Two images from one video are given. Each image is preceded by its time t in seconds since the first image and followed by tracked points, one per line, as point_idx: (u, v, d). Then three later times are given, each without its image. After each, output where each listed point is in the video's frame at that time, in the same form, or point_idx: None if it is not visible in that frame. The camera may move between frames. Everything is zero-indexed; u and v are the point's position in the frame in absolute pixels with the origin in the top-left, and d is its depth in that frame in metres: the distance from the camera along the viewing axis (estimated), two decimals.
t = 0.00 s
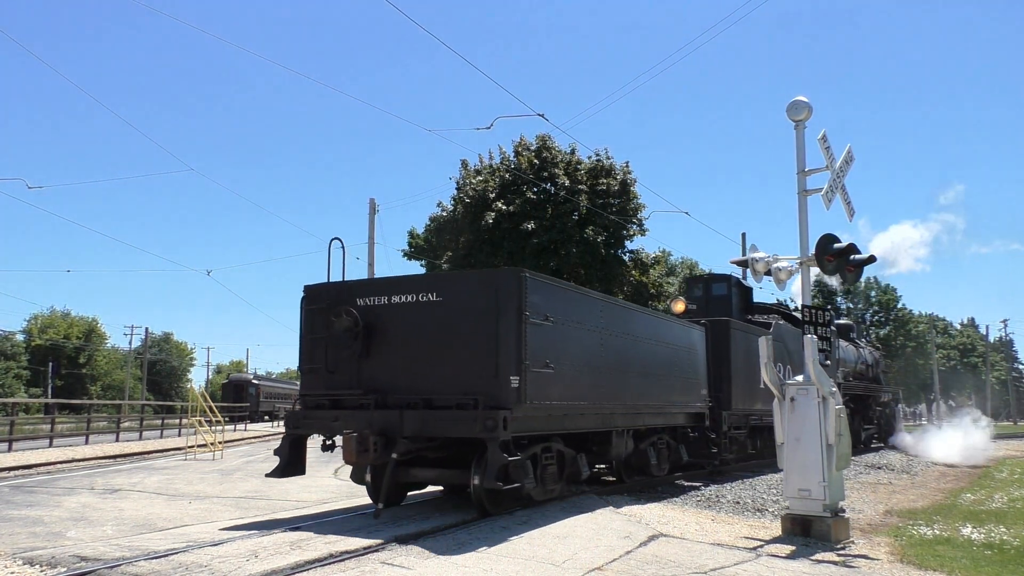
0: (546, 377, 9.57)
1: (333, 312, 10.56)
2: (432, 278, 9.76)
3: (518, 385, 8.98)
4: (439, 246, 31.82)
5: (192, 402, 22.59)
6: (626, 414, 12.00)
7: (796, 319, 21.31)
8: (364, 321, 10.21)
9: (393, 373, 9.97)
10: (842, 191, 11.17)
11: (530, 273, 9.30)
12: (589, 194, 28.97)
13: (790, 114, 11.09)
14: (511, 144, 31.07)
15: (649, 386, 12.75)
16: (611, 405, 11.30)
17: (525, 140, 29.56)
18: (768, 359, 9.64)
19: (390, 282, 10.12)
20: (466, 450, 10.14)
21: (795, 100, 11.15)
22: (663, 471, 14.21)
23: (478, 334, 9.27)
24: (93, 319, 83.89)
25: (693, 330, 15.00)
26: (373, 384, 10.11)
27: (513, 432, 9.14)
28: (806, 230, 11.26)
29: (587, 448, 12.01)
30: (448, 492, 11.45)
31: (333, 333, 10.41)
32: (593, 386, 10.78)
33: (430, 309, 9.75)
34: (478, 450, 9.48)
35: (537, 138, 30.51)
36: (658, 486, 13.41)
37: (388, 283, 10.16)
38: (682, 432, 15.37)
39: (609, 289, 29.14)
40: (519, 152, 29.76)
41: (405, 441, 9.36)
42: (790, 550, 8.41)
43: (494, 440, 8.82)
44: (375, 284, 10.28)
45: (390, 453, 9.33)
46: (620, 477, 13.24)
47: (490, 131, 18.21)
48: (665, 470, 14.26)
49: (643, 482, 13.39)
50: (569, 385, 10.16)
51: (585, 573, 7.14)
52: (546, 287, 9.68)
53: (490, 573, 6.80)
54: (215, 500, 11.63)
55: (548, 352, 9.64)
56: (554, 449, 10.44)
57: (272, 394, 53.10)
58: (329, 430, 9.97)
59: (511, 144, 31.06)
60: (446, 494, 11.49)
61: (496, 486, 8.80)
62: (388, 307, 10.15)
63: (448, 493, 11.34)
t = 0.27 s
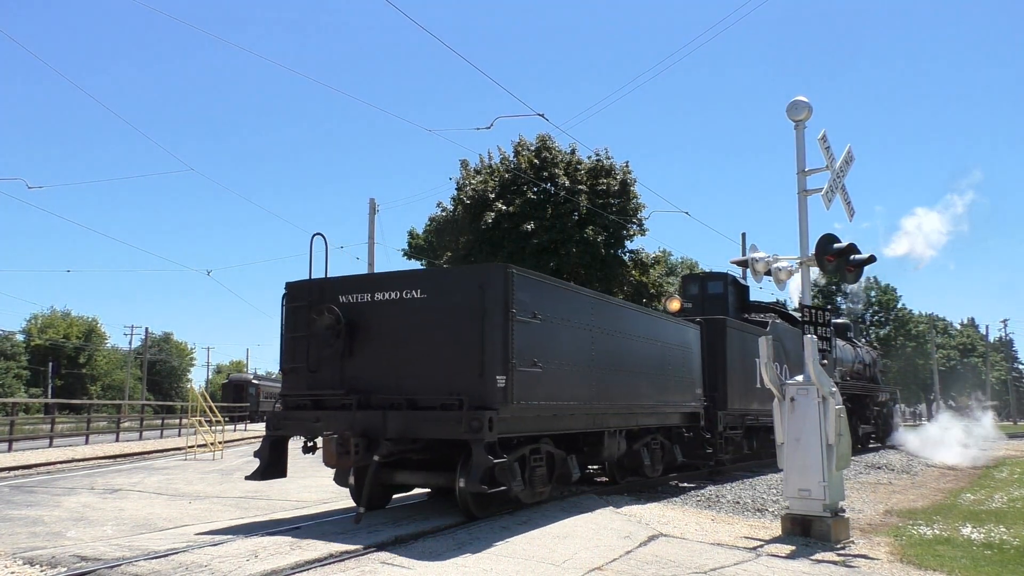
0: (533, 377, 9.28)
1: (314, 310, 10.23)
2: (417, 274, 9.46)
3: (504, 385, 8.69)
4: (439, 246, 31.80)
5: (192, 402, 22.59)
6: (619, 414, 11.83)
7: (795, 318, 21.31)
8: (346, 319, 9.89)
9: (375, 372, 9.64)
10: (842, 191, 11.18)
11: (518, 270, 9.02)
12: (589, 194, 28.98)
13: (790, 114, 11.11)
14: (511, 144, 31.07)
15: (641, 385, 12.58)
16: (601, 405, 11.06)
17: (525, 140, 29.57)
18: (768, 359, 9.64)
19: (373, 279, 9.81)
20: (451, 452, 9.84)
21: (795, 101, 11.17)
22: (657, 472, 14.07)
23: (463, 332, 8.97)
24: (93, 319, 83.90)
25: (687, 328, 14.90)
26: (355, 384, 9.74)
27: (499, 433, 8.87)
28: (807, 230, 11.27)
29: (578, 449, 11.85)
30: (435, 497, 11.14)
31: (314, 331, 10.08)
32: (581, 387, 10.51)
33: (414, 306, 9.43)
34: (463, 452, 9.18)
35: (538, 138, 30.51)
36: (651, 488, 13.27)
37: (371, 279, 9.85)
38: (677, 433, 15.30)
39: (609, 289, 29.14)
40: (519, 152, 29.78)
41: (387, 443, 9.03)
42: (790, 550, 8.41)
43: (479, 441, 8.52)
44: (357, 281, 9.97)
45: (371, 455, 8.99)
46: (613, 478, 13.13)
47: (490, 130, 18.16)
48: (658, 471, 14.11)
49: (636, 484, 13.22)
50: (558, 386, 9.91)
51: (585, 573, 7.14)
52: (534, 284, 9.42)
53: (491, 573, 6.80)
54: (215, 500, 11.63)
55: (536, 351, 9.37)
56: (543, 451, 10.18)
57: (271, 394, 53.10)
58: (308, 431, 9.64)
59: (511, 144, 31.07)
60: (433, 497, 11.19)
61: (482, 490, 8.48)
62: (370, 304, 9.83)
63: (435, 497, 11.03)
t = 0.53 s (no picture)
0: (520, 376, 9.06)
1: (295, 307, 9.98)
2: (399, 271, 9.21)
3: (490, 384, 8.42)
4: (439, 246, 31.77)
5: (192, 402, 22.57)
6: (610, 415, 11.74)
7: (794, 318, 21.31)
8: (328, 317, 9.65)
9: (359, 372, 9.40)
10: (842, 191, 11.18)
11: (503, 266, 8.77)
12: (589, 194, 28.98)
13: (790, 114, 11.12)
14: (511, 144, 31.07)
15: (634, 385, 12.50)
16: (592, 404, 10.88)
17: (525, 140, 29.56)
18: (768, 359, 9.66)
19: (355, 276, 9.56)
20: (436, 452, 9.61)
21: (795, 100, 11.17)
22: (650, 473, 13.97)
23: (447, 330, 8.72)
24: (93, 319, 83.87)
25: (681, 326, 14.84)
26: (338, 384, 9.50)
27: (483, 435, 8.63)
28: (807, 230, 11.27)
29: (570, 450, 11.72)
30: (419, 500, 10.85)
31: (295, 329, 9.83)
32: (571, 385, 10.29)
33: (397, 304, 9.19)
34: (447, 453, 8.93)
35: (537, 138, 30.51)
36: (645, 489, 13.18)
37: (354, 276, 9.61)
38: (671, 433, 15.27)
39: (609, 289, 29.12)
40: (519, 152, 29.78)
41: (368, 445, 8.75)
42: (790, 550, 8.41)
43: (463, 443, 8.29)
44: (340, 278, 9.72)
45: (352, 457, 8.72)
46: (606, 478, 13.07)
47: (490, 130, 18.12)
48: (651, 471, 14.01)
49: (629, 485, 13.11)
50: (547, 384, 9.68)
51: (585, 573, 7.13)
52: (521, 280, 9.17)
53: (491, 574, 6.80)
54: (214, 500, 11.62)
55: (523, 349, 9.12)
56: (531, 452, 9.96)
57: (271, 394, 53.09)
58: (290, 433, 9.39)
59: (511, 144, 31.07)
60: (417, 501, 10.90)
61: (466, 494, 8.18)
62: (353, 302, 9.58)
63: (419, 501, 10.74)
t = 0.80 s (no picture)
0: (507, 376, 8.85)
1: (272, 305, 9.67)
2: (382, 267, 8.93)
3: (474, 385, 8.22)
4: (439, 246, 31.76)
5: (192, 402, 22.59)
6: (601, 415, 11.68)
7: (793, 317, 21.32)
8: (307, 315, 9.35)
9: (339, 371, 9.09)
10: (842, 191, 11.19)
11: (489, 262, 8.55)
12: (589, 194, 28.98)
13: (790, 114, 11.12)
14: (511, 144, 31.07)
15: (627, 385, 12.44)
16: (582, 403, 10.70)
17: (525, 140, 29.57)
18: (768, 359, 9.67)
19: (334, 272, 9.27)
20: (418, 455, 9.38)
21: (795, 101, 11.18)
22: (644, 474, 13.96)
23: (429, 328, 8.46)
24: (93, 319, 83.91)
25: (675, 324, 14.77)
26: (317, 384, 9.22)
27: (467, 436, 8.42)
28: (806, 230, 11.28)
29: (560, 450, 11.63)
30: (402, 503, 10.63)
31: (272, 328, 9.52)
32: (559, 384, 10.08)
33: (379, 301, 8.90)
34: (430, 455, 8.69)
35: (538, 138, 30.52)
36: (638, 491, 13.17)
37: (333, 272, 9.31)
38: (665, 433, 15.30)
39: (609, 289, 29.12)
40: (519, 152, 29.79)
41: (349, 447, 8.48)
42: (790, 550, 8.41)
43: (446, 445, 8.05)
44: (319, 274, 9.41)
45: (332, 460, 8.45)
46: (598, 480, 13.03)
47: (490, 130, 18.11)
48: (645, 472, 13.99)
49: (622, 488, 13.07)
50: (534, 384, 9.47)
51: (585, 573, 7.14)
52: (507, 277, 8.98)
53: (491, 574, 6.81)
54: (214, 500, 11.63)
55: (508, 347, 8.90)
56: (519, 454, 9.78)
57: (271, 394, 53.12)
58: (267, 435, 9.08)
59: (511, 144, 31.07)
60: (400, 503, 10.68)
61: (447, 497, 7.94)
62: (332, 299, 9.29)
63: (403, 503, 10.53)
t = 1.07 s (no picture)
0: (492, 376, 8.70)
1: (252, 302, 9.51)
2: (364, 263, 8.76)
3: (457, 385, 8.05)
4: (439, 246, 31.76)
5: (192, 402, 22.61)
6: (591, 415, 11.61)
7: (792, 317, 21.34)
8: (287, 313, 9.20)
9: (320, 371, 8.93)
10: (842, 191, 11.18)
11: (474, 259, 8.41)
12: (590, 194, 28.98)
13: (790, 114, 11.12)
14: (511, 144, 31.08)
15: (619, 384, 12.35)
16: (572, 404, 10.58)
17: (525, 140, 29.57)
18: (768, 359, 9.68)
19: (316, 269, 9.12)
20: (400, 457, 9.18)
21: (795, 101, 11.17)
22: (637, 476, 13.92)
23: (412, 327, 8.30)
24: (93, 319, 83.93)
25: (668, 322, 14.72)
26: (297, 384, 9.04)
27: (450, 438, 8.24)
28: (807, 230, 11.28)
29: (550, 451, 11.57)
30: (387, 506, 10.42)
31: (252, 325, 9.35)
32: (547, 384, 9.96)
33: (361, 298, 8.74)
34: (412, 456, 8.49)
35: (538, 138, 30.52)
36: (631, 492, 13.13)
37: (314, 269, 9.15)
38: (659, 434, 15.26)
39: (609, 289, 29.12)
40: (519, 152, 29.79)
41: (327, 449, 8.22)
42: (791, 550, 8.41)
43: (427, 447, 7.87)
44: (300, 271, 9.26)
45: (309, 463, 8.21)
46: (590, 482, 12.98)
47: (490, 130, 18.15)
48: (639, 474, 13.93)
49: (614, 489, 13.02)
50: (522, 384, 9.34)
51: (586, 573, 7.13)
52: (493, 274, 8.84)
53: (491, 574, 6.80)
54: (214, 501, 11.63)
55: (494, 347, 8.74)
56: (506, 456, 9.61)
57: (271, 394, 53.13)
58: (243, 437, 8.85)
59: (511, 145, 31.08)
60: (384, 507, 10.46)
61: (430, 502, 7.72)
62: (313, 296, 9.13)
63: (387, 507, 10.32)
